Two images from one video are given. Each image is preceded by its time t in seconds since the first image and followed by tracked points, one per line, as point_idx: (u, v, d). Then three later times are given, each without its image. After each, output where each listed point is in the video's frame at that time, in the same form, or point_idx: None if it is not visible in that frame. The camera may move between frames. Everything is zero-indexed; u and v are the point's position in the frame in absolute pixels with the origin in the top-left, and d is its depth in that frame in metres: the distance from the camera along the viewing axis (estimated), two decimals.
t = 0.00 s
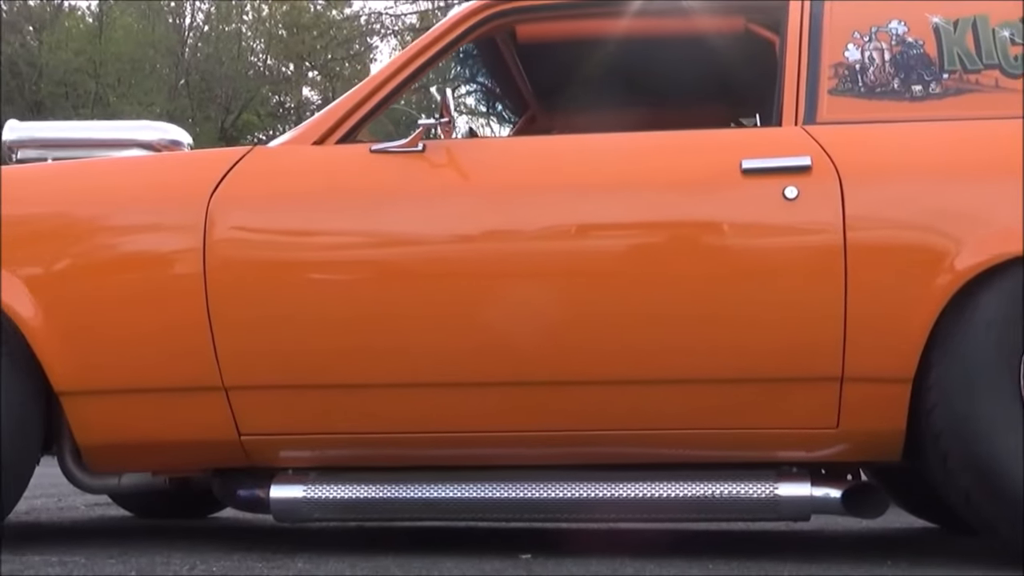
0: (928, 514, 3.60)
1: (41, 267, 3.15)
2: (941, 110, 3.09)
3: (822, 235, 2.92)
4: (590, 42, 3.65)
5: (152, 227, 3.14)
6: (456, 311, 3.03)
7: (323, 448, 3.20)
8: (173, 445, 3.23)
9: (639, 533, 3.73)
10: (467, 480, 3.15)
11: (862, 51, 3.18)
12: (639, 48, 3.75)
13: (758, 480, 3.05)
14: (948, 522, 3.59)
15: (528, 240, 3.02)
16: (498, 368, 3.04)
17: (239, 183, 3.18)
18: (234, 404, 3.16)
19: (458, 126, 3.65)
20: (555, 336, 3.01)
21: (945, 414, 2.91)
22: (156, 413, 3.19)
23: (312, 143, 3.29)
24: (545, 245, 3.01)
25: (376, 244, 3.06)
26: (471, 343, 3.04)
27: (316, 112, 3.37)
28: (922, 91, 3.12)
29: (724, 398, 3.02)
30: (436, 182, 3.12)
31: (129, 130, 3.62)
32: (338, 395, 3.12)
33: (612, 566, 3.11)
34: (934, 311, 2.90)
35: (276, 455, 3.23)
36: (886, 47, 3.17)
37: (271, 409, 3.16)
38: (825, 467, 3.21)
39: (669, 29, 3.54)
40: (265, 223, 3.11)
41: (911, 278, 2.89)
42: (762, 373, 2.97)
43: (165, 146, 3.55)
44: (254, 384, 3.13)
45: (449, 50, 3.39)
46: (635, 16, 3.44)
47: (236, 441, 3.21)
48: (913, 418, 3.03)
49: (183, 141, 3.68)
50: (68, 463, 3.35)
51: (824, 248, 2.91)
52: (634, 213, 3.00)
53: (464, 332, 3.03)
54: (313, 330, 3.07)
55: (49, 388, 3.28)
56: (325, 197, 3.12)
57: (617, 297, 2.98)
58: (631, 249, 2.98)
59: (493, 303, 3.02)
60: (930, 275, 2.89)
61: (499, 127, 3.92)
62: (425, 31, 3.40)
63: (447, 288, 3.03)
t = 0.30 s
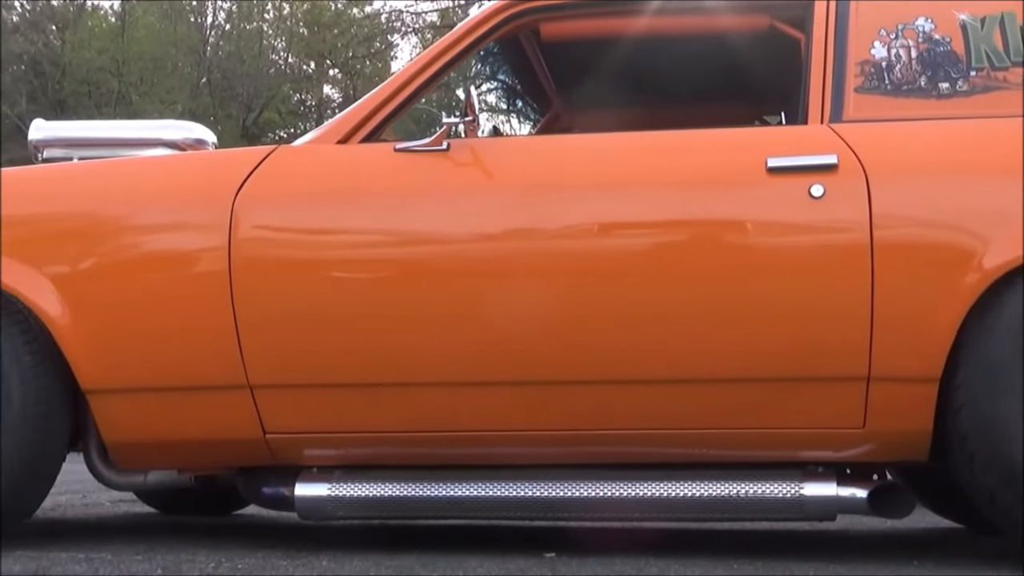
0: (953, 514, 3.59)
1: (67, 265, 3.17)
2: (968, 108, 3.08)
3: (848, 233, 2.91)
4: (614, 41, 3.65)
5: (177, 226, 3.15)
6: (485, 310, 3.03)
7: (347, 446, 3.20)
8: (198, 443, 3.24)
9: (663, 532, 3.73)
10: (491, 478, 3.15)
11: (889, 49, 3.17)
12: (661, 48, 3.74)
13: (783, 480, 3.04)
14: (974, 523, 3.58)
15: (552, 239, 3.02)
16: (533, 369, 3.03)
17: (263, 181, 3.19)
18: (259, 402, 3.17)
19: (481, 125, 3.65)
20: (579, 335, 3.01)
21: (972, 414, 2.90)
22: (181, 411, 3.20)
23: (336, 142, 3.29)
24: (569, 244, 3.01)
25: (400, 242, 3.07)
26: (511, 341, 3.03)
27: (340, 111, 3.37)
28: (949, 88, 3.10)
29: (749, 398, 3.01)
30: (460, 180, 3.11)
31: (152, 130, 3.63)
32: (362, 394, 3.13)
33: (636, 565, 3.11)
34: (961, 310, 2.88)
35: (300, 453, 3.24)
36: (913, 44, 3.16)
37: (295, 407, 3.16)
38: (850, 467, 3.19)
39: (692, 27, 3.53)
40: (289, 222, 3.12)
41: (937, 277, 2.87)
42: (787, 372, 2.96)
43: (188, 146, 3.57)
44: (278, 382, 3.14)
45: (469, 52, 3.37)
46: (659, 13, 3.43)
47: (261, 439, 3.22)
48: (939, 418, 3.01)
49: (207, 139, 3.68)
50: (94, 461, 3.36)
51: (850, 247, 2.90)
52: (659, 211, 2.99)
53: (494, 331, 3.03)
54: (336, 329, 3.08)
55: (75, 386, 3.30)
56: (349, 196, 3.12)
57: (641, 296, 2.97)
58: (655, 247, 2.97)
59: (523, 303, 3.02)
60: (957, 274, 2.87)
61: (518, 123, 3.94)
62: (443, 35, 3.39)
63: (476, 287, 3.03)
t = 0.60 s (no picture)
0: (980, 516, 3.58)
1: (97, 263, 3.20)
2: (1000, 108, 3.05)
3: (877, 235, 2.89)
4: (642, 41, 3.65)
5: (205, 224, 3.17)
6: (510, 311, 3.03)
7: (373, 445, 3.21)
8: (225, 440, 3.25)
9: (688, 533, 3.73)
10: (517, 477, 3.16)
11: (919, 49, 3.15)
12: (687, 48, 3.74)
13: (810, 481, 3.04)
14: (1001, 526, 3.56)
15: (578, 239, 3.02)
16: (560, 367, 3.03)
17: (291, 181, 3.20)
18: (286, 400, 3.18)
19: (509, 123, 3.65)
20: (605, 336, 3.00)
21: (1004, 417, 2.90)
22: (209, 409, 3.22)
23: (364, 142, 3.30)
24: (596, 244, 3.01)
25: (426, 242, 3.07)
26: (538, 346, 3.03)
27: (368, 111, 3.38)
28: (980, 89, 3.08)
29: (777, 399, 2.99)
30: (487, 180, 3.11)
31: (181, 129, 3.62)
32: (388, 393, 3.13)
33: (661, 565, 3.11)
34: (992, 312, 2.86)
35: (327, 452, 3.25)
36: (944, 44, 3.14)
37: (322, 406, 3.17)
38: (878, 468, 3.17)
39: (720, 27, 3.52)
40: (316, 221, 3.13)
41: (967, 279, 2.85)
42: (814, 374, 2.95)
43: (217, 145, 3.56)
44: (305, 381, 3.15)
45: (507, 43, 3.39)
46: (686, 12, 3.42)
47: (288, 437, 3.23)
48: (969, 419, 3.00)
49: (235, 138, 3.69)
50: (122, 458, 3.38)
51: (878, 248, 2.88)
52: (686, 212, 2.98)
53: (516, 331, 3.03)
54: (362, 328, 3.09)
55: (105, 383, 3.32)
56: (376, 196, 3.13)
57: (667, 296, 2.97)
58: (682, 248, 2.97)
59: (553, 304, 3.01)
60: (987, 276, 2.85)
61: (543, 122, 3.88)
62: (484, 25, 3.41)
63: (497, 287, 3.03)
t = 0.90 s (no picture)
0: (1015, 518, 3.55)
1: (132, 261, 3.22)
2: None
3: (912, 234, 2.87)
4: (674, 39, 3.64)
5: (238, 223, 3.19)
6: (542, 310, 3.03)
7: (405, 443, 3.22)
8: (259, 439, 3.27)
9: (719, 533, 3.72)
10: (549, 477, 3.16)
11: (955, 47, 3.13)
12: (719, 47, 3.73)
13: (845, 482, 3.02)
14: None
15: (610, 238, 3.01)
16: (591, 367, 3.03)
17: (323, 180, 3.21)
18: (319, 399, 3.20)
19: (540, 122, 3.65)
20: (638, 335, 2.99)
21: None
22: (242, 407, 3.24)
23: (396, 141, 3.31)
24: (628, 243, 3.00)
25: (458, 241, 3.07)
26: (542, 344, 3.04)
27: (400, 110, 3.39)
28: (1017, 87, 3.06)
29: (811, 399, 2.98)
30: (519, 179, 3.11)
31: (212, 127, 3.61)
32: (420, 393, 3.14)
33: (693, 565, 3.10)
34: None
35: (359, 450, 3.27)
36: (980, 42, 3.12)
37: (354, 405, 3.19)
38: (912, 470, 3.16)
39: (752, 25, 3.51)
40: (349, 220, 3.14)
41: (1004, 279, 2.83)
42: (848, 374, 2.93)
43: (250, 144, 3.57)
44: (338, 380, 3.16)
45: (536, 44, 3.38)
46: (719, 9, 3.41)
47: (321, 435, 3.24)
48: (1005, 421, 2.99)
49: (267, 136, 3.71)
50: (156, 455, 3.41)
51: (913, 248, 2.86)
52: (718, 211, 2.97)
53: (548, 330, 3.03)
54: (394, 327, 3.09)
55: (139, 381, 3.35)
56: (408, 195, 3.13)
57: (699, 295, 2.96)
58: (715, 247, 2.95)
59: (585, 304, 3.01)
60: None
61: (572, 119, 3.89)
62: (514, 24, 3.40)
63: (528, 286, 3.03)
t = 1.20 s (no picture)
0: None
1: (164, 259, 3.24)
2: None
3: (944, 233, 2.85)
4: (704, 37, 3.63)
5: (268, 222, 3.20)
6: (570, 309, 3.02)
7: (435, 442, 3.22)
8: (290, 436, 3.29)
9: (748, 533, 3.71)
10: (579, 476, 3.15)
11: (989, 44, 3.10)
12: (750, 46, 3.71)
13: (876, 483, 3.01)
14: None
15: (639, 237, 3.00)
16: (621, 366, 3.02)
17: (353, 179, 3.22)
18: (349, 397, 3.21)
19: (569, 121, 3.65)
20: (667, 335, 2.98)
21: None
22: (272, 406, 3.26)
23: (426, 140, 3.32)
24: (657, 242, 2.99)
25: (487, 240, 3.07)
26: (571, 343, 3.03)
27: (430, 109, 3.40)
28: None
29: (842, 399, 2.96)
30: (549, 179, 3.11)
31: (242, 126, 3.62)
32: (449, 391, 3.14)
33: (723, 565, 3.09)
34: None
35: (389, 449, 3.27)
36: (1014, 39, 3.11)
37: (384, 403, 3.19)
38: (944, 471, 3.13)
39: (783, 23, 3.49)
40: (379, 219, 3.15)
41: None
42: (879, 375, 2.91)
43: (281, 144, 3.61)
44: (368, 378, 3.17)
45: (564, 45, 3.38)
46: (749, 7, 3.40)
47: (351, 433, 3.25)
48: None
49: (297, 134, 3.72)
50: (188, 453, 3.43)
51: (946, 247, 2.84)
52: (749, 210, 2.96)
53: (576, 329, 3.03)
54: (423, 326, 3.10)
55: (170, 379, 3.37)
56: (437, 194, 3.14)
57: (729, 295, 2.95)
58: (746, 246, 2.94)
59: (614, 303, 3.00)
60: None
61: (597, 116, 3.93)
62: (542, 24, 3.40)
63: (557, 285, 3.03)
